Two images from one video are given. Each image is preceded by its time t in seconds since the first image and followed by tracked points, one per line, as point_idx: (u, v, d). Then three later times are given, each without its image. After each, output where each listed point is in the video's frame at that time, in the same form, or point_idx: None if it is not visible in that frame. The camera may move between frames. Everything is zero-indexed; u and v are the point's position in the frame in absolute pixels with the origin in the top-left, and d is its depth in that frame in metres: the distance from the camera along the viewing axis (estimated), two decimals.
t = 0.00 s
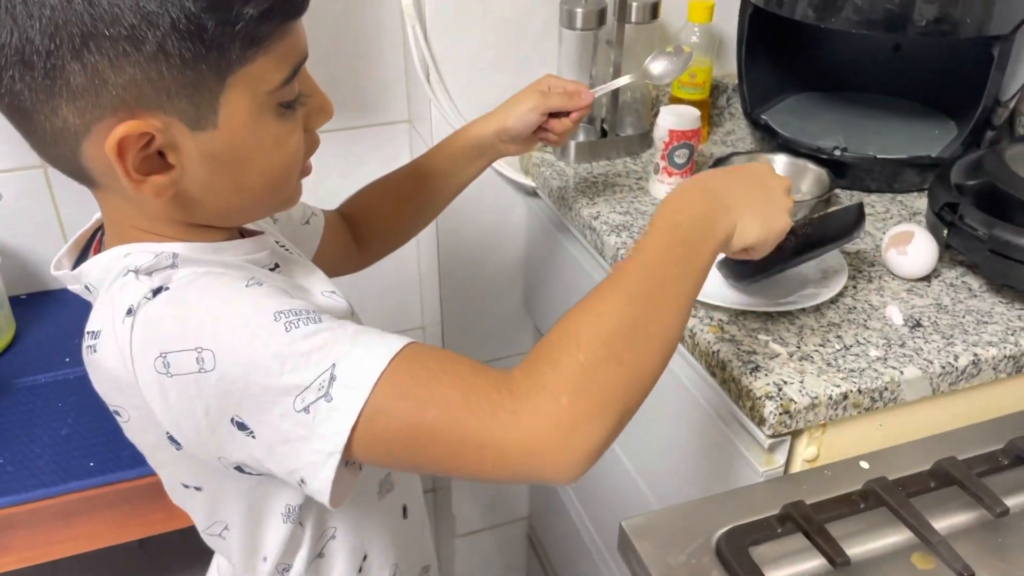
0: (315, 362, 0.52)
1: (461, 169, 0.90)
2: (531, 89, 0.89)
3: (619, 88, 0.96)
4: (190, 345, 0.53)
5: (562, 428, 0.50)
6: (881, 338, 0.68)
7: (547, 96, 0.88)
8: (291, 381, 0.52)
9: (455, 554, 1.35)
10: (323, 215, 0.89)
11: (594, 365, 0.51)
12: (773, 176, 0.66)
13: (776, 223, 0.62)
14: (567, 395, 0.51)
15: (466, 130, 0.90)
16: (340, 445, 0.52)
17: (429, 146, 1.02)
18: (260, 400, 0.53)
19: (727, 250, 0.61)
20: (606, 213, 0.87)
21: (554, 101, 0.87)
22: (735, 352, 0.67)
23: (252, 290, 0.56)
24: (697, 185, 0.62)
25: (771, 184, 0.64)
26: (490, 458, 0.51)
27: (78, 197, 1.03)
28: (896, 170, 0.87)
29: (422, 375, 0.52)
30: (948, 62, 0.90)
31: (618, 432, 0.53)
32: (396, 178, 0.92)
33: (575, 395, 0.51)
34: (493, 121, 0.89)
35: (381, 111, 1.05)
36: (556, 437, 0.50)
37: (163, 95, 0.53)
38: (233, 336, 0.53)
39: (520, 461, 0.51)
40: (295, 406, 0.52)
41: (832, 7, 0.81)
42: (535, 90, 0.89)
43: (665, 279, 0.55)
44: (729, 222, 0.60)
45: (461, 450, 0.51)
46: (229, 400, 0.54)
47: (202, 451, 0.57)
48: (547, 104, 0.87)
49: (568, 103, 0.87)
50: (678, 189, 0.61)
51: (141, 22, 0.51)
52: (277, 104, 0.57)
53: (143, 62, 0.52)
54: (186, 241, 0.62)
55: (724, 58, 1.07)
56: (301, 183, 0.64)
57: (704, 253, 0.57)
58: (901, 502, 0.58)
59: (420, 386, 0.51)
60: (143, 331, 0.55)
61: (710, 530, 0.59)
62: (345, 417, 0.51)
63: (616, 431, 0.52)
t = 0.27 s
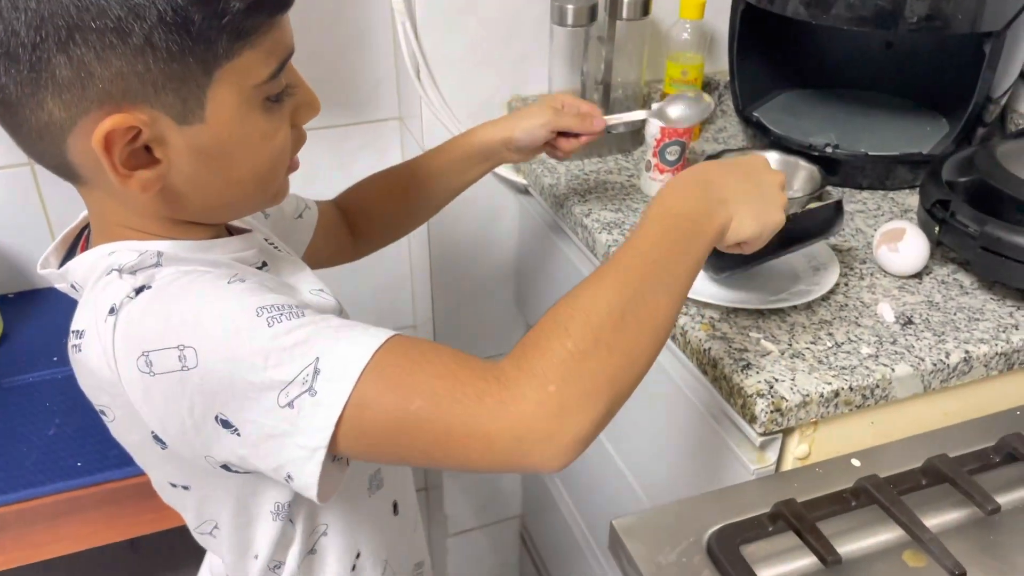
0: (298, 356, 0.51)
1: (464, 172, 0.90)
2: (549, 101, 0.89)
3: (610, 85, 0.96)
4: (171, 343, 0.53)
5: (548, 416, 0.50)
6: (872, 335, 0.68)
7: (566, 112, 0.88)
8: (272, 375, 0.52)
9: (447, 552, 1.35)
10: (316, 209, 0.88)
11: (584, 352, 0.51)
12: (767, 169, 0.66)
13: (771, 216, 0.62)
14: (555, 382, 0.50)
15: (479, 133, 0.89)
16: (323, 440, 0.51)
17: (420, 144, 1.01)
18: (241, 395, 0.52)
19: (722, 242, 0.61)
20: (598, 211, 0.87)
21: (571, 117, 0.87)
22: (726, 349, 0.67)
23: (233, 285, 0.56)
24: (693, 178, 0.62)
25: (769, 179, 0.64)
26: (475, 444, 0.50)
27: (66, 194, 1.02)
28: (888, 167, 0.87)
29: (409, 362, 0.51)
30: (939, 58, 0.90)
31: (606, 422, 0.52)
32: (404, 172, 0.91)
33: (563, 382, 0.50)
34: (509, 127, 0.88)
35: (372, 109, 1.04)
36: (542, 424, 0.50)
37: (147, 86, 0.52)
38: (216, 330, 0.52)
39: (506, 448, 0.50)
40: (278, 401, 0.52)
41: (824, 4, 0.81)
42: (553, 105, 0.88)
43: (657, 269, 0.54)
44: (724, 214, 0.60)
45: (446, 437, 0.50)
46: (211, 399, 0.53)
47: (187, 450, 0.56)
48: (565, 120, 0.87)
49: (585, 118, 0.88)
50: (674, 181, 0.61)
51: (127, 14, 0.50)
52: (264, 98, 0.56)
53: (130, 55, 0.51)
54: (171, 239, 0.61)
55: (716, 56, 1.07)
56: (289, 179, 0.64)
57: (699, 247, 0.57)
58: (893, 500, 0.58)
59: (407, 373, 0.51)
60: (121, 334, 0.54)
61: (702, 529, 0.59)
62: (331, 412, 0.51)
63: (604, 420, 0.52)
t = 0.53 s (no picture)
0: (268, 361, 0.50)
1: (488, 144, 0.86)
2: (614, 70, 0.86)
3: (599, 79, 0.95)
4: (139, 344, 0.52)
5: (520, 430, 0.49)
6: (863, 330, 0.68)
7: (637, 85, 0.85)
8: (239, 381, 0.50)
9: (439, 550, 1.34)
10: (340, 170, 0.85)
11: (556, 365, 0.50)
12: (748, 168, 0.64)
13: (753, 215, 0.61)
14: (527, 396, 0.50)
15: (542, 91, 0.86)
16: (287, 448, 0.50)
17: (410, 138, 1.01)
18: (208, 400, 0.51)
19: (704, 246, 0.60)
20: (588, 206, 0.87)
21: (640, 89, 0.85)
22: (716, 345, 0.66)
23: (206, 285, 0.54)
24: (671, 184, 0.61)
25: (748, 178, 0.63)
26: (445, 459, 0.50)
27: (52, 188, 1.01)
28: (878, 162, 0.87)
29: (380, 373, 0.50)
30: (928, 49, 0.89)
31: (578, 434, 0.52)
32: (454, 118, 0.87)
33: (534, 396, 0.50)
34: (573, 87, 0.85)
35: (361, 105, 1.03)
36: (514, 438, 0.49)
37: (120, 72, 0.51)
38: (184, 334, 0.51)
39: (476, 462, 0.50)
40: (246, 407, 0.51)
41: None
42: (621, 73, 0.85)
43: (632, 279, 0.53)
44: (701, 220, 0.59)
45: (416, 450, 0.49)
46: (177, 400, 0.52)
47: (153, 445, 0.56)
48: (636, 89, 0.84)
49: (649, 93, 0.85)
50: (651, 188, 0.60)
51: None
52: (244, 80, 0.55)
53: (100, 39, 0.50)
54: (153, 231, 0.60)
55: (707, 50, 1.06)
56: (277, 167, 0.63)
57: (678, 251, 0.56)
58: (882, 495, 0.58)
59: (377, 384, 0.50)
60: (92, 331, 0.54)
61: (690, 525, 0.58)
62: (298, 421, 0.50)
63: (576, 433, 0.51)
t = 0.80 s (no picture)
0: (242, 358, 0.50)
1: (493, 130, 0.84)
2: (630, 48, 0.84)
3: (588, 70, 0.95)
4: (114, 338, 0.51)
5: (493, 428, 0.49)
6: (851, 322, 0.68)
7: (656, 67, 0.83)
8: (214, 378, 0.50)
9: (431, 544, 1.34)
10: (341, 150, 0.82)
11: (531, 363, 0.49)
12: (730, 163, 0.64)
13: (733, 210, 0.60)
14: (500, 394, 0.49)
15: (557, 69, 0.84)
16: (261, 444, 0.50)
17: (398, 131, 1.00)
18: (183, 395, 0.51)
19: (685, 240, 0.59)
20: (577, 199, 0.86)
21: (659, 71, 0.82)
22: (704, 338, 0.66)
23: (181, 278, 0.53)
24: (650, 178, 0.60)
25: (727, 171, 0.63)
26: (418, 458, 0.49)
27: (36, 180, 1.00)
28: (867, 155, 0.87)
29: (354, 372, 0.49)
30: (917, 40, 0.89)
31: (554, 432, 0.51)
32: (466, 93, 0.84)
33: (508, 396, 0.49)
34: (591, 66, 0.83)
35: (348, 99, 1.02)
36: (487, 437, 0.49)
37: (96, 64, 0.51)
38: (158, 329, 0.51)
39: (448, 461, 0.49)
40: (221, 403, 0.50)
41: None
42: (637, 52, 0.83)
43: (609, 276, 0.53)
44: (679, 217, 0.58)
45: (388, 450, 0.49)
46: (152, 395, 0.52)
47: (127, 436, 0.56)
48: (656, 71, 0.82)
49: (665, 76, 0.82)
50: (631, 183, 0.60)
51: None
52: (225, 71, 0.54)
53: (72, 31, 0.50)
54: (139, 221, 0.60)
55: (696, 43, 1.06)
56: (262, 156, 0.62)
57: (656, 246, 0.55)
58: (869, 488, 0.57)
59: (350, 382, 0.49)
60: (69, 324, 0.53)
61: (677, 517, 0.58)
62: (271, 419, 0.49)
63: (552, 431, 0.51)
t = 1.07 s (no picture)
0: (220, 359, 0.49)
1: (480, 122, 0.83)
2: (633, 36, 0.82)
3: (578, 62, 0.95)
4: (93, 337, 0.51)
5: (471, 428, 0.48)
6: (839, 313, 0.68)
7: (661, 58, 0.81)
8: (193, 377, 0.49)
9: (423, 537, 1.34)
10: (336, 138, 0.81)
11: (510, 363, 0.49)
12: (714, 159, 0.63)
13: (721, 205, 0.60)
14: (479, 394, 0.48)
15: (558, 58, 0.82)
16: (241, 443, 0.50)
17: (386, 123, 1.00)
18: (163, 394, 0.51)
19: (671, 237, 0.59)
20: (567, 191, 0.86)
21: (665, 60, 0.81)
22: (693, 330, 0.66)
23: (162, 276, 0.53)
24: (635, 175, 0.59)
25: (714, 166, 0.62)
26: (394, 457, 0.48)
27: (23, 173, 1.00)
28: (857, 146, 0.87)
29: (333, 370, 0.48)
30: (906, 30, 0.89)
31: (532, 433, 0.51)
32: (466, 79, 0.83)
33: (486, 395, 0.48)
34: (594, 55, 0.81)
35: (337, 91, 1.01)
36: (465, 437, 0.48)
37: (77, 55, 0.50)
38: (136, 328, 0.50)
39: (427, 461, 0.48)
40: (200, 401, 0.50)
41: None
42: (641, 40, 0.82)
43: (590, 276, 0.52)
44: (665, 212, 0.57)
45: (365, 449, 0.48)
46: (132, 392, 0.52)
47: (111, 431, 0.55)
48: (662, 61, 0.80)
49: (670, 66, 0.80)
50: (615, 181, 0.59)
51: None
52: (209, 62, 0.54)
53: (53, 20, 0.50)
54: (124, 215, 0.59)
55: (686, 34, 1.06)
56: (247, 146, 0.61)
57: (640, 245, 0.55)
58: (858, 478, 0.58)
59: (328, 381, 0.48)
60: (51, 317, 0.53)
61: (665, 509, 0.58)
62: (249, 418, 0.49)
63: (530, 432, 0.50)
